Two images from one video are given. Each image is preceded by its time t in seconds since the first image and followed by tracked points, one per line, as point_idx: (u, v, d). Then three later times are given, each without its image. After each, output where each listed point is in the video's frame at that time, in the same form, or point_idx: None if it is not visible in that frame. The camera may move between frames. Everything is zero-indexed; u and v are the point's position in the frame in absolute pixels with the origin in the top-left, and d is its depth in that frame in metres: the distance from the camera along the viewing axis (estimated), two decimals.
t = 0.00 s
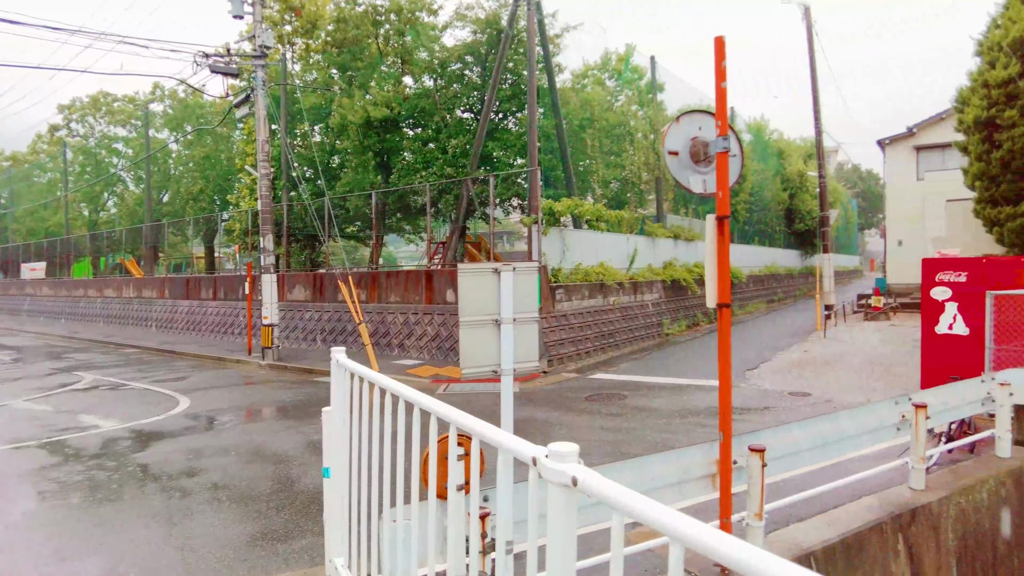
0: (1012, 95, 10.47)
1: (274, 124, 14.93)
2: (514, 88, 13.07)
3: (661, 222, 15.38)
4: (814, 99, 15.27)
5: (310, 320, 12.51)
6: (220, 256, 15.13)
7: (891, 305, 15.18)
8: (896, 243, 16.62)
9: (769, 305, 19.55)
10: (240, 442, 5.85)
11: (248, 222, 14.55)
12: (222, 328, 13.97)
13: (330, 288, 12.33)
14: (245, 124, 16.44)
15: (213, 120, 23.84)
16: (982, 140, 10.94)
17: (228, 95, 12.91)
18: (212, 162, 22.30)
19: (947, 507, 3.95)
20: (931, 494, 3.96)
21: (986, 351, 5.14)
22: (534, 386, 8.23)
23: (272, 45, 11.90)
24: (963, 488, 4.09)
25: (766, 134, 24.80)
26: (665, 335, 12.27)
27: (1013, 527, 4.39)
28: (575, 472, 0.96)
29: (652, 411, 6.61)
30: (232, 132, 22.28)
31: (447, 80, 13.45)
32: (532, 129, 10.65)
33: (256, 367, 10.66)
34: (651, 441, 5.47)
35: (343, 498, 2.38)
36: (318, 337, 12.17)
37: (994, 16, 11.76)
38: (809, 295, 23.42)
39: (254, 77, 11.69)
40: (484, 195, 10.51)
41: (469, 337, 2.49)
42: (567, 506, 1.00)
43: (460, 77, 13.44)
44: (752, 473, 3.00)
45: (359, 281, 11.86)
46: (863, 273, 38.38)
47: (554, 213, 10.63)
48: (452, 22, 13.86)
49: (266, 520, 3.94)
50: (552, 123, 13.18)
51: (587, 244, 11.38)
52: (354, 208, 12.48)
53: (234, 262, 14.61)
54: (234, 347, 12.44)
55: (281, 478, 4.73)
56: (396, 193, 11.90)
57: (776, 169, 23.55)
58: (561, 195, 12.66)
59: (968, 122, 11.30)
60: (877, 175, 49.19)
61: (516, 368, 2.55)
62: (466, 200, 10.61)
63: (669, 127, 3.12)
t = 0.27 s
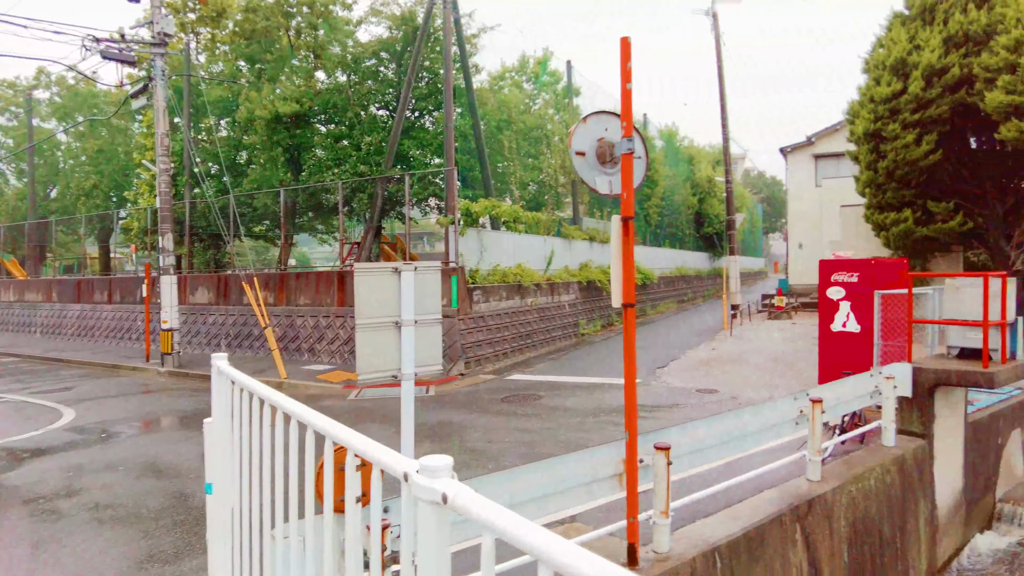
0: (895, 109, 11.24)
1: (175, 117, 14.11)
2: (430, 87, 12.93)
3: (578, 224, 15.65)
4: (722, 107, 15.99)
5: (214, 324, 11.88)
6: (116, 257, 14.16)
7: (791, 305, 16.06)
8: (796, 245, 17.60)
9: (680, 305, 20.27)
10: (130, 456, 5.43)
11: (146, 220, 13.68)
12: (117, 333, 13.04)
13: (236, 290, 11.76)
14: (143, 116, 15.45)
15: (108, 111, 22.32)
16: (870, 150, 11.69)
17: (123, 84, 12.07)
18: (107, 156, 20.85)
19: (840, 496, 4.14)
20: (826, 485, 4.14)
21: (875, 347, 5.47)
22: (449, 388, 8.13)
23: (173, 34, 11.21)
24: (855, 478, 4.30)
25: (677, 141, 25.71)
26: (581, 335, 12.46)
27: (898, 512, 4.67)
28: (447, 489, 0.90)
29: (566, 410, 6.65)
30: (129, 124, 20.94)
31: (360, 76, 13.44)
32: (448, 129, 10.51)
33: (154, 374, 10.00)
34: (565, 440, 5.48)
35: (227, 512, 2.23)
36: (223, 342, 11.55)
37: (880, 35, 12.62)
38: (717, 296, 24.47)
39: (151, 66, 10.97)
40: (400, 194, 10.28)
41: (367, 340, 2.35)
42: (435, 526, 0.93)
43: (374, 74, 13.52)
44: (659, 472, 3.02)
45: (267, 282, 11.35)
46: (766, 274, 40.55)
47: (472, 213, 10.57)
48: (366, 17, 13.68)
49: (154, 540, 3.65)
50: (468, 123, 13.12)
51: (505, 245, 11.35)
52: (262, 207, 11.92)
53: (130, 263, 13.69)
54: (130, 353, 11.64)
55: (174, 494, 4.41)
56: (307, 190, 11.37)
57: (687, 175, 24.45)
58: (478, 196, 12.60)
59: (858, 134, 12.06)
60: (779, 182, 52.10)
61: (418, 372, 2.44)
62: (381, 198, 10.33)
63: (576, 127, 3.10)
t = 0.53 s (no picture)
0: (810, 118, 11.77)
1: (81, 109, 13.24)
2: (357, 84, 12.63)
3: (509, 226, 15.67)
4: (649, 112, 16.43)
5: (125, 329, 11.21)
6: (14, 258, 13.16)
7: (714, 305, 16.60)
8: (719, 248, 18.24)
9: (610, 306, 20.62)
10: (23, 474, 5.02)
11: (48, 218, 12.76)
12: (15, 340, 12.11)
13: (149, 294, 11.13)
14: (45, 107, 14.42)
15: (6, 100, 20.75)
16: (788, 156, 12.23)
17: (21, 72, 11.22)
18: (5, 149, 19.37)
19: (758, 493, 4.24)
20: (744, 482, 4.23)
21: (791, 346, 5.66)
22: (377, 393, 7.94)
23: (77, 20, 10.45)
24: (772, 474, 4.42)
25: (606, 144, 26.15)
26: (512, 337, 12.46)
27: (812, 505, 4.84)
28: (314, 523, 0.83)
29: (495, 413, 6.60)
30: (30, 115, 19.53)
31: (284, 71, 12.96)
32: (376, 127, 10.26)
33: (56, 384, 9.33)
34: (493, 444, 5.43)
35: (109, 536, 2.05)
36: (134, 348, 10.91)
37: (797, 46, 13.21)
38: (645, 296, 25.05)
39: (52, 53, 10.23)
40: (325, 194, 10.11)
41: (270, 349, 2.21)
42: (305, 561, 0.87)
43: (298, 69, 13.09)
44: (580, 475, 2.94)
45: (183, 285, 10.79)
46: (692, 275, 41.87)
47: (400, 214, 10.37)
48: (290, 10, 13.22)
49: (44, 567, 3.36)
50: (397, 122, 12.93)
51: (435, 246, 11.14)
52: (178, 206, 11.35)
53: (31, 265, 12.75)
54: (30, 362, 10.82)
55: (70, 515, 4.09)
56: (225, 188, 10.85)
57: (616, 178, 24.90)
58: (408, 197, 12.40)
59: (777, 141, 12.59)
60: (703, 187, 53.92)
61: (325, 382, 2.33)
62: (305, 198, 10.08)
63: (496, 127, 3.00)
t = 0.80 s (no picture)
0: (739, 123, 12.15)
1: None
2: (288, 80, 12.29)
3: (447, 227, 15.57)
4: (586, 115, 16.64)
5: (34, 334, 10.52)
6: None
7: (648, 305, 16.97)
8: (653, 250, 18.67)
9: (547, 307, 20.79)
10: None
11: None
12: None
13: (61, 297, 10.48)
14: None
15: None
16: (718, 161, 12.59)
17: None
18: None
19: (687, 490, 4.32)
20: (673, 480, 4.29)
21: (719, 345, 5.81)
22: (308, 398, 7.71)
23: None
24: (700, 471, 4.51)
25: (544, 146, 26.35)
26: (449, 339, 12.36)
27: (739, 499, 4.96)
28: (183, 548, 0.86)
29: (430, 417, 6.50)
30: None
31: (212, 64, 12.54)
32: (307, 124, 9.95)
33: None
34: (426, 449, 5.33)
35: None
36: (45, 354, 10.24)
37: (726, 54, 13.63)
38: (583, 297, 25.38)
39: None
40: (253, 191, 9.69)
41: (176, 356, 2.05)
42: None
43: (227, 63, 12.71)
44: (511, 477, 2.89)
45: (99, 287, 10.19)
46: (628, 277, 42.74)
47: (332, 213, 10.10)
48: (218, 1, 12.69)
49: None
50: (330, 120, 12.66)
51: (369, 247, 10.94)
52: (95, 203, 10.72)
53: None
54: None
55: None
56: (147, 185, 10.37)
57: (554, 180, 25.12)
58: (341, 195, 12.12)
59: (708, 145, 12.95)
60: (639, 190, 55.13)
61: (238, 390, 2.19)
62: (231, 195, 9.68)
63: (424, 124, 2.80)
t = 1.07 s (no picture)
0: (661, 128, 12.47)
1: None
2: (203, 71, 11.68)
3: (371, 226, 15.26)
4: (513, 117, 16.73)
5: None
6: None
7: (574, 306, 17.20)
8: (579, 251, 18.95)
9: (474, 308, 20.74)
10: None
11: None
12: None
13: None
14: None
15: None
16: (640, 164, 12.88)
17: None
18: None
19: (610, 488, 4.36)
20: (597, 479, 4.33)
21: (640, 345, 5.92)
22: (221, 405, 7.35)
23: None
24: (623, 469, 4.57)
25: (472, 147, 26.25)
26: (373, 342, 12.13)
27: (660, 496, 5.06)
28: None
29: (351, 422, 6.31)
30: None
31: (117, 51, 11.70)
32: (222, 117, 9.46)
33: None
34: (346, 456, 5.17)
35: None
36: None
37: (649, 61, 13.97)
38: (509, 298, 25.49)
39: None
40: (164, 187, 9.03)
41: (61, 360, 1.85)
42: None
43: (135, 51, 11.90)
44: (432, 483, 2.80)
45: None
46: (554, 278, 43.23)
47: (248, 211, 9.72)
48: None
49: None
50: (247, 114, 12.12)
51: (287, 247, 10.58)
52: None
53: None
54: None
55: None
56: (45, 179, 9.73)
57: (482, 180, 25.07)
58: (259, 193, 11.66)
59: (631, 149, 13.23)
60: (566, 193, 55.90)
61: (132, 399, 2.00)
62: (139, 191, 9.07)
63: (341, 117, 2.62)
